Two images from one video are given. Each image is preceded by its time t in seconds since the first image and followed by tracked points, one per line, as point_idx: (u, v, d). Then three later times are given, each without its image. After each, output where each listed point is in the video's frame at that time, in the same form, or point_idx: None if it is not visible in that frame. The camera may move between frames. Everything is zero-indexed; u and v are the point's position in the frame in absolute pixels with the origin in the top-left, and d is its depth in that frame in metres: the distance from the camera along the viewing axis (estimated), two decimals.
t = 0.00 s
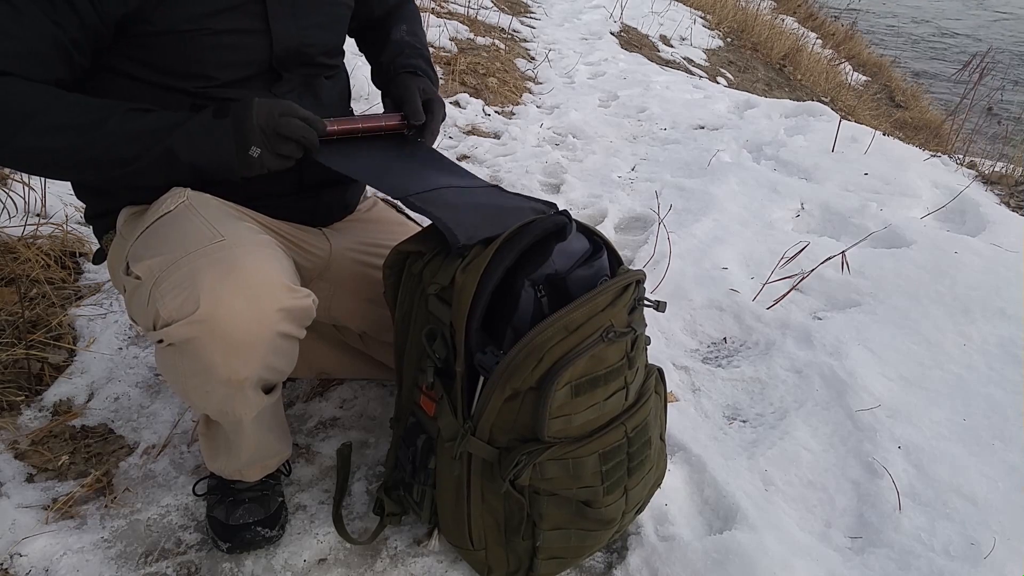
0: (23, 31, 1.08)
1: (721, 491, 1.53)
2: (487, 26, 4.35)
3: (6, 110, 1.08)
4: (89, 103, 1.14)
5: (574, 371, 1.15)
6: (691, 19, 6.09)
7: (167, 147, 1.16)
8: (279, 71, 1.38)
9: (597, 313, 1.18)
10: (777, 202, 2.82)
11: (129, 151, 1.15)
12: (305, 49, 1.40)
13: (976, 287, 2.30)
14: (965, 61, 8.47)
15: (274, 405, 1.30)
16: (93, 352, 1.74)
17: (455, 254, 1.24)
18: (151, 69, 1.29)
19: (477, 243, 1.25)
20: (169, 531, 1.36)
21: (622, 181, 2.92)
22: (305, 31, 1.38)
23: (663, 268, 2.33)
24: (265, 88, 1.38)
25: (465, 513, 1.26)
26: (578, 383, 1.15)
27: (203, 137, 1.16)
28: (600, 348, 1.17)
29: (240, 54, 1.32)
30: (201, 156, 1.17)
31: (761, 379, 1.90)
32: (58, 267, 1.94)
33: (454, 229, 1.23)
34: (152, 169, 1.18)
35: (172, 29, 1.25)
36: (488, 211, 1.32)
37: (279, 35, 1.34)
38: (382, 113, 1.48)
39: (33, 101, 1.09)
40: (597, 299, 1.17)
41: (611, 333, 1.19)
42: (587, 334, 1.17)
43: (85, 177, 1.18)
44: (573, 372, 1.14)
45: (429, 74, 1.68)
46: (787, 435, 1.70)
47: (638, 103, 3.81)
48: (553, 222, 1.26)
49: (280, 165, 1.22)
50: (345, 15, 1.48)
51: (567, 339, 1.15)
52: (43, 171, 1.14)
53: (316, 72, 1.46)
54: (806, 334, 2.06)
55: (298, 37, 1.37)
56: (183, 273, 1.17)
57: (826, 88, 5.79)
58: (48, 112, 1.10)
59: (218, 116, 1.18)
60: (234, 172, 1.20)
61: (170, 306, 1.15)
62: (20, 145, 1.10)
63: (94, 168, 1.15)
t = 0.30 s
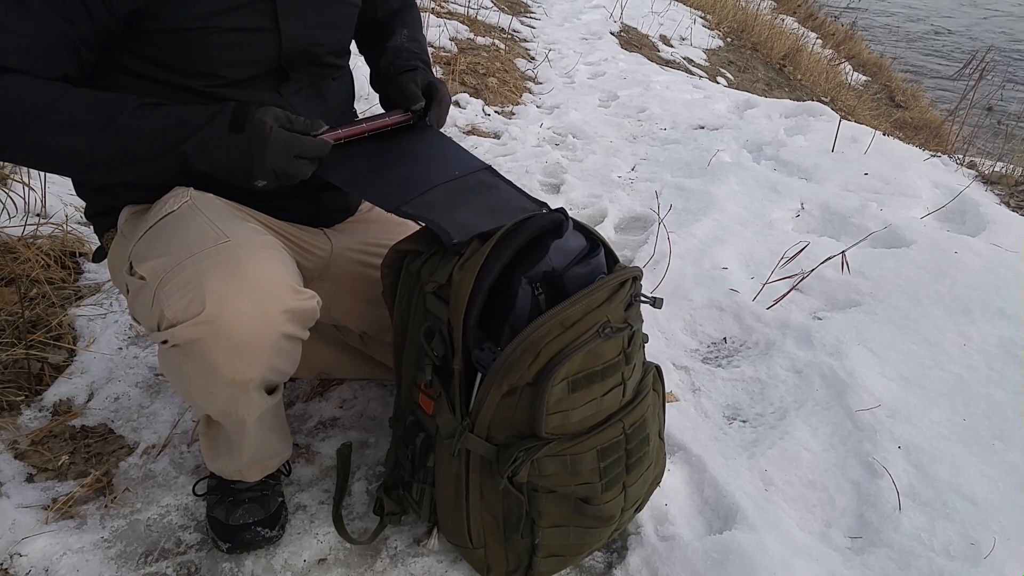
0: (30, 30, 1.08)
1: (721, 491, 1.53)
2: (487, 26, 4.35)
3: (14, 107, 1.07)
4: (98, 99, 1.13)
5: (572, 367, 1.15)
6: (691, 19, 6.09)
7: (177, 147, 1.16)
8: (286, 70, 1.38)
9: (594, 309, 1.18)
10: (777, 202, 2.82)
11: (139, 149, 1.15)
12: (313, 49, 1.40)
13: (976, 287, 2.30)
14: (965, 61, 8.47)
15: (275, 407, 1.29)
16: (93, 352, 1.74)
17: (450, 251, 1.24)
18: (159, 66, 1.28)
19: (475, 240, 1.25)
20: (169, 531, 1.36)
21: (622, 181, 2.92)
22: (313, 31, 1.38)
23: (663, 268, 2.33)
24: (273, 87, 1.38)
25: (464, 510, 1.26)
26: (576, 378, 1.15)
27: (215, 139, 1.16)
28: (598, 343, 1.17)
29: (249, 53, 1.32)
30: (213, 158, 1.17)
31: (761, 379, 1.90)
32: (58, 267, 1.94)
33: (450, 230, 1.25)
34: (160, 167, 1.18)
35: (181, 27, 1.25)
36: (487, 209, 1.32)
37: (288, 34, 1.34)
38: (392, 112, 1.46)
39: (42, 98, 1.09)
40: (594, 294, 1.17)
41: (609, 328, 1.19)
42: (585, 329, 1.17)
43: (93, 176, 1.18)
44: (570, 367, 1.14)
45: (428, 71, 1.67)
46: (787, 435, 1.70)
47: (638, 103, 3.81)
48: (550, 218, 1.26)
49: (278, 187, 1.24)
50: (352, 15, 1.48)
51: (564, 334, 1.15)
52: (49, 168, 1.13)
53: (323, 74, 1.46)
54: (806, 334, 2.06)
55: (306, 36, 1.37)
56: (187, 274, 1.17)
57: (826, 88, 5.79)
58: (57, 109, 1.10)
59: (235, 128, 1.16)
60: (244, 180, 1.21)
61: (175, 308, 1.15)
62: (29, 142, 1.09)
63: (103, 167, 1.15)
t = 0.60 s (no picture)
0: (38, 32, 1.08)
1: (721, 491, 1.54)
2: (487, 26, 4.35)
3: (21, 111, 1.07)
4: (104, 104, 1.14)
5: (573, 364, 1.15)
6: (691, 20, 6.09)
7: (181, 148, 1.16)
8: (291, 73, 1.37)
9: (596, 307, 1.18)
10: (777, 202, 2.82)
11: (144, 152, 1.15)
12: (319, 50, 1.40)
13: (976, 287, 2.30)
14: (965, 61, 8.47)
15: (276, 409, 1.29)
16: (93, 352, 1.74)
17: (452, 249, 1.24)
18: (164, 69, 1.28)
19: (477, 238, 1.25)
20: (169, 532, 1.36)
21: (622, 181, 2.92)
22: (319, 32, 1.38)
23: (663, 267, 2.33)
24: (277, 91, 1.38)
25: (465, 509, 1.26)
26: (577, 376, 1.15)
27: (219, 140, 1.16)
28: (600, 341, 1.17)
29: (254, 56, 1.32)
30: (218, 156, 1.17)
31: (761, 379, 1.90)
32: (58, 267, 1.94)
33: (453, 227, 1.24)
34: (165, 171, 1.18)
35: (186, 29, 1.25)
36: (489, 208, 1.32)
37: (293, 35, 1.34)
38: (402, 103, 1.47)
39: (49, 103, 1.09)
40: (596, 292, 1.17)
41: (610, 326, 1.18)
42: (587, 328, 1.17)
43: (98, 182, 1.18)
44: (572, 365, 1.14)
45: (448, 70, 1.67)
46: (787, 435, 1.70)
47: (638, 103, 3.81)
48: (552, 216, 1.26)
49: (293, 168, 1.21)
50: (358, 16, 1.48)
51: (566, 332, 1.15)
52: (55, 173, 1.13)
53: (328, 75, 1.45)
54: (807, 334, 2.06)
55: (311, 38, 1.36)
56: (188, 278, 1.17)
57: (826, 88, 5.79)
58: (64, 115, 1.10)
59: (235, 120, 1.17)
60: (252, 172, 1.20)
61: (176, 311, 1.15)
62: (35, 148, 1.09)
63: (108, 172, 1.15)
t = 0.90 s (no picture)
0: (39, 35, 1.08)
1: (721, 492, 1.53)
2: (487, 26, 4.35)
3: (22, 116, 1.07)
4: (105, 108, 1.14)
5: (572, 367, 1.15)
6: (691, 19, 6.09)
7: (181, 153, 1.16)
8: (293, 76, 1.37)
9: (595, 309, 1.18)
10: (777, 201, 2.82)
11: (145, 158, 1.15)
12: (321, 52, 1.39)
13: (976, 287, 2.30)
14: (965, 61, 8.47)
15: (274, 411, 1.29)
16: (93, 352, 1.74)
17: (449, 251, 1.24)
18: (165, 72, 1.28)
19: (475, 240, 1.25)
20: (169, 532, 1.36)
21: (622, 181, 2.92)
22: (321, 34, 1.37)
23: (663, 267, 2.33)
24: (278, 94, 1.38)
25: (464, 511, 1.26)
26: (576, 379, 1.15)
27: (220, 145, 1.15)
28: (598, 343, 1.17)
29: (256, 60, 1.32)
30: (218, 163, 1.17)
31: (761, 379, 1.90)
32: (57, 267, 1.94)
33: (444, 228, 1.25)
34: (166, 176, 1.19)
35: (187, 34, 1.25)
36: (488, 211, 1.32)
37: (295, 37, 1.33)
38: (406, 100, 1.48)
39: (50, 107, 1.09)
40: (595, 294, 1.17)
41: (609, 328, 1.18)
42: (586, 330, 1.17)
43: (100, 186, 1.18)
44: (571, 368, 1.14)
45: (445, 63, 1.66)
46: (787, 435, 1.70)
47: (638, 103, 3.81)
48: (550, 218, 1.26)
49: (293, 178, 1.21)
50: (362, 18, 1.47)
51: (564, 334, 1.15)
52: (56, 176, 1.14)
53: (330, 78, 1.45)
54: (807, 334, 2.06)
55: (314, 41, 1.36)
56: (187, 279, 1.17)
57: (826, 88, 5.79)
58: (65, 118, 1.10)
59: (237, 125, 1.16)
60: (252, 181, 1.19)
61: (175, 313, 1.15)
62: (37, 153, 1.09)
63: (109, 175, 1.16)
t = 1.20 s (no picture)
0: (43, 37, 1.08)
1: (721, 492, 1.53)
2: (487, 26, 4.35)
3: (28, 118, 1.07)
4: (112, 109, 1.13)
5: (573, 366, 1.15)
6: (691, 19, 6.09)
7: (186, 152, 1.16)
8: (296, 78, 1.37)
9: (596, 307, 1.18)
10: (777, 201, 2.82)
11: (150, 159, 1.15)
12: (326, 54, 1.39)
13: (976, 287, 2.30)
14: (965, 61, 8.47)
15: (274, 412, 1.29)
16: (93, 352, 1.74)
17: (451, 250, 1.24)
18: (170, 75, 1.28)
19: (477, 238, 1.25)
20: (169, 531, 1.36)
21: (622, 181, 2.92)
22: (325, 35, 1.37)
23: (663, 267, 2.33)
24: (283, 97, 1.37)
25: (465, 510, 1.26)
26: (578, 377, 1.15)
27: (228, 146, 1.16)
28: (599, 342, 1.17)
29: (261, 63, 1.31)
30: (227, 163, 1.17)
31: (761, 379, 1.90)
32: (58, 267, 1.94)
33: (448, 225, 1.24)
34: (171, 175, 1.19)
35: (192, 36, 1.25)
36: (490, 211, 1.32)
37: (299, 39, 1.33)
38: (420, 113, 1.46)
39: (55, 108, 1.09)
40: (596, 293, 1.17)
41: (610, 327, 1.18)
42: (587, 328, 1.17)
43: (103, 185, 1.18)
44: (572, 366, 1.14)
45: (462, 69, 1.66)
46: (787, 435, 1.70)
47: (638, 103, 3.81)
48: (551, 217, 1.26)
49: (305, 166, 1.19)
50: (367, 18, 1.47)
51: (566, 333, 1.15)
52: (62, 177, 1.13)
53: (333, 81, 1.44)
54: (807, 334, 2.06)
55: (318, 43, 1.35)
56: (188, 280, 1.17)
57: (826, 88, 5.79)
58: (70, 119, 1.10)
59: (242, 123, 1.16)
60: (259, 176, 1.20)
61: (175, 313, 1.15)
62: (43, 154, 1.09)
63: (114, 177, 1.15)
